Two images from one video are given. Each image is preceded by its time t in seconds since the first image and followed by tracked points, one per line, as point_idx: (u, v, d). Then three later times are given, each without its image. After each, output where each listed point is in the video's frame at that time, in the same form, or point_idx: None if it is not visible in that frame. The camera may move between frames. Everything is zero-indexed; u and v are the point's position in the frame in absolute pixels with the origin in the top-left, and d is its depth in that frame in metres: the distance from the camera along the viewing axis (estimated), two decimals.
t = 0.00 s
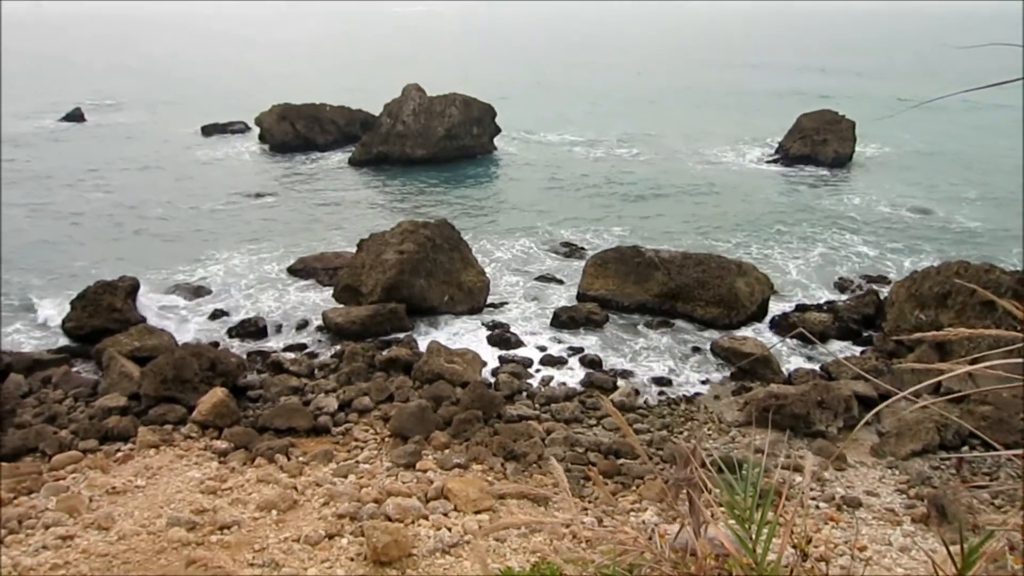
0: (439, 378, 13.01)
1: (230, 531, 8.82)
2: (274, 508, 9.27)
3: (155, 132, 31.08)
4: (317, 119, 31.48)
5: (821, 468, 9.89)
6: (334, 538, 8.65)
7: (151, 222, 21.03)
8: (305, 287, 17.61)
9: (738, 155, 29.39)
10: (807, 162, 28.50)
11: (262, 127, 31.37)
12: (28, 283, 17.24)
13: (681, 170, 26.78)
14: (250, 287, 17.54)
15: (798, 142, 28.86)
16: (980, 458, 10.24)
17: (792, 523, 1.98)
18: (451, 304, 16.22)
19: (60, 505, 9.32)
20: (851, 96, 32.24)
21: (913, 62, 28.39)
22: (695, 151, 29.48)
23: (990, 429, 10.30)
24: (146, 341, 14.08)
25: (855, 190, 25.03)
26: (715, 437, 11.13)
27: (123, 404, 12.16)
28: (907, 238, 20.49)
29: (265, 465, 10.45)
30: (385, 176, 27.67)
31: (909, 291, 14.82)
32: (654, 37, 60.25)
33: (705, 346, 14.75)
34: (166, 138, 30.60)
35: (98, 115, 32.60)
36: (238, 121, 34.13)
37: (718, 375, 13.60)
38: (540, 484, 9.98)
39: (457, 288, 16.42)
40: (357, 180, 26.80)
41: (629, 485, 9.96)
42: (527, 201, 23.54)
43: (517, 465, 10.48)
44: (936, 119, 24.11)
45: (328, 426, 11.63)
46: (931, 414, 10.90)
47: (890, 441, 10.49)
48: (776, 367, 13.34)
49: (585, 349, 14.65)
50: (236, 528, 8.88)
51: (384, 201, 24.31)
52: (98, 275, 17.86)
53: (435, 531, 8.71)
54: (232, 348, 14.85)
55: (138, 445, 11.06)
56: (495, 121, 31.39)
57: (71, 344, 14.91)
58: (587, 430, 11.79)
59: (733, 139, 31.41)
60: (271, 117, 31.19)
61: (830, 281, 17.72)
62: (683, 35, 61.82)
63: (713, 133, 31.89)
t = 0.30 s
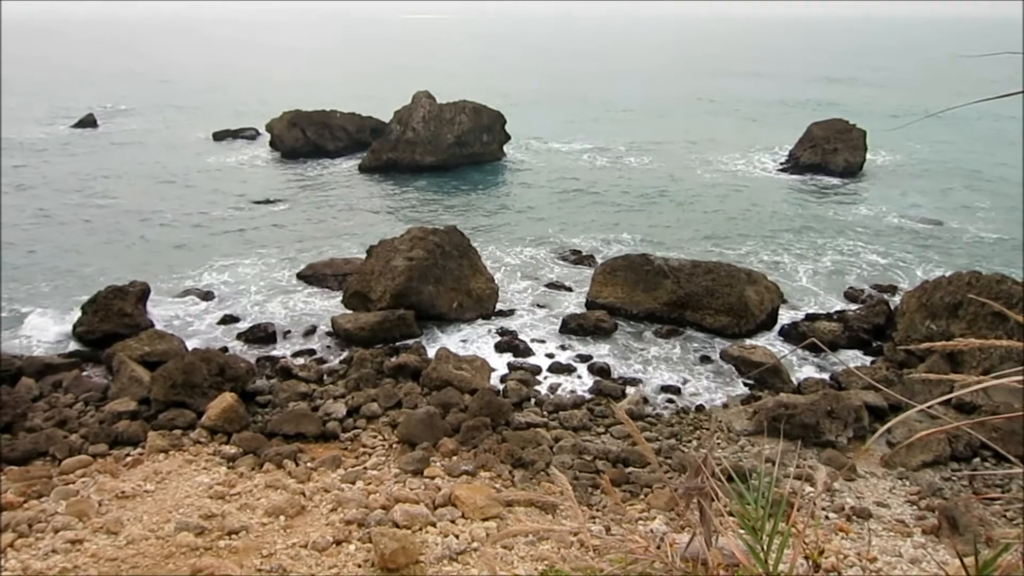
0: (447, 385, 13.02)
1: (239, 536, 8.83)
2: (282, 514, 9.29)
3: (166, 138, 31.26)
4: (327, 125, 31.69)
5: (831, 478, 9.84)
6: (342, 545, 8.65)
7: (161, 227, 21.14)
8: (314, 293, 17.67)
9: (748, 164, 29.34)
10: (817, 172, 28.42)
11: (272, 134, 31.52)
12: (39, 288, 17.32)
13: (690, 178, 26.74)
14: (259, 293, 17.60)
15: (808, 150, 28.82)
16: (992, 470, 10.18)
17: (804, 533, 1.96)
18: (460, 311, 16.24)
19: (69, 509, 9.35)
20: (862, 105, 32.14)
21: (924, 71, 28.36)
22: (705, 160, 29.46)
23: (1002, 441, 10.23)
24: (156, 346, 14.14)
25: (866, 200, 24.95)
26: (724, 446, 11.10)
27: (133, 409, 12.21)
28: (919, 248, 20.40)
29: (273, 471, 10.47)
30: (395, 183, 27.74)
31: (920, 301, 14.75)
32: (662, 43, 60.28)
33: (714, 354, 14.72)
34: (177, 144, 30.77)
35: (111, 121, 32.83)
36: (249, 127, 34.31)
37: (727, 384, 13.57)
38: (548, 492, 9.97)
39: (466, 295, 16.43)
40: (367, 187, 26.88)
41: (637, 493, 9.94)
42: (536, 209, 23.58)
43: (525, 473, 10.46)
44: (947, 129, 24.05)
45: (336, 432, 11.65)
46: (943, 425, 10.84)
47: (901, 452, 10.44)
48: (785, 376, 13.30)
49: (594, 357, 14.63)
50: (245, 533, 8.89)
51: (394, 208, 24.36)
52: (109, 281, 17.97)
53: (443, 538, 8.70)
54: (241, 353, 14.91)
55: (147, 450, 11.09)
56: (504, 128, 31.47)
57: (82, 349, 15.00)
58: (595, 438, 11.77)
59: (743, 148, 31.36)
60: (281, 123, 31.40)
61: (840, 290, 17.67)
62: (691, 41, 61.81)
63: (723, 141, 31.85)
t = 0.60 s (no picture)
0: (455, 391, 13.02)
1: (246, 540, 8.83)
2: (289, 517, 9.30)
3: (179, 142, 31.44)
4: (338, 130, 31.71)
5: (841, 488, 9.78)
6: (349, 549, 8.65)
7: (173, 230, 21.25)
8: (323, 297, 17.73)
9: (760, 171, 29.27)
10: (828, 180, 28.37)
11: (284, 139, 31.66)
12: (52, 290, 17.45)
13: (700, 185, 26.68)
14: (269, 296, 17.66)
15: (819, 158, 28.71)
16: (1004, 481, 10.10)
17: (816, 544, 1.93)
18: (469, 316, 16.26)
19: (79, 511, 9.39)
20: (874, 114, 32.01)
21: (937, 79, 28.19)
22: (715, 166, 29.40)
23: (1014, 453, 10.16)
24: (166, 348, 14.21)
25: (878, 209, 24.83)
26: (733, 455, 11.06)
27: (143, 411, 12.26)
28: (931, 258, 20.28)
29: (281, 474, 10.49)
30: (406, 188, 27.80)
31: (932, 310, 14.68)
32: (674, 50, 60.22)
33: (723, 362, 14.68)
34: (190, 148, 30.95)
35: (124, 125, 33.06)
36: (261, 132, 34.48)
37: (736, 392, 13.51)
38: (556, 499, 9.95)
39: (475, 301, 16.40)
40: (377, 191, 26.95)
41: (645, 501, 9.90)
42: (546, 215, 23.57)
43: (533, 479, 10.44)
44: (959, 138, 23.92)
45: (345, 437, 11.66)
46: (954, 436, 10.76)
47: (912, 463, 10.37)
48: (795, 385, 13.23)
49: (602, 364, 14.60)
50: (252, 537, 8.90)
51: (404, 213, 24.42)
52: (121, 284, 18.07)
53: (450, 544, 8.69)
54: (251, 357, 14.96)
55: (157, 452, 11.14)
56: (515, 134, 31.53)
57: (93, 351, 15.08)
58: (603, 445, 11.75)
59: (753, 155, 31.29)
60: (292, 127, 31.38)
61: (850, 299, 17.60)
62: (703, 48, 61.76)
63: (734, 148, 31.77)
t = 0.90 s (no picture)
0: (467, 397, 13.02)
1: (257, 545, 8.83)
2: (300, 523, 9.31)
3: (194, 148, 31.65)
4: (351, 138, 32.07)
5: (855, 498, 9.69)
6: (359, 556, 8.65)
7: (188, 236, 21.37)
8: (336, 304, 17.78)
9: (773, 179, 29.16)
10: (842, 185, 28.48)
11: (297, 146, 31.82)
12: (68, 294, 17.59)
13: (713, 192, 26.59)
14: (282, 302, 17.72)
15: (833, 164, 28.81)
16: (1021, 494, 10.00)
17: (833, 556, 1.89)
18: (481, 323, 16.27)
19: (92, 514, 9.42)
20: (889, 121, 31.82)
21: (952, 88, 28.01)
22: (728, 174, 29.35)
23: None
24: (180, 354, 14.28)
25: (893, 217, 24.68)
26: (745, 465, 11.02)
27: (156, 415, 12.33)
28: (946, 267, 20.15)
29: (293, 480, 10.51)
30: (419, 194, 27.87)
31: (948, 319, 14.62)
32: (689, 57, 60.06)
33: (736, 371, 14.63)
34: (204, 154, 31.17)
35: (141, 132, 33.36)
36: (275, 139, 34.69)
37: (749, 401, 13.46)
38: (567, 507, 9.91)
39: (487, 308, 16.42)
40: (390, 198, 27.05)
41: (657, 510, 9.85)
42: (558, 222, 23.54)
43: (544, 487, 10.40)
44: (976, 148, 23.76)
45: (356, 443, 11.68)
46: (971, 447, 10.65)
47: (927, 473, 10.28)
48: (809, 394, 13.17)
49: (614, 371, 14.57)
50: (263, 542, 8.90)
51: (417, 219, 24.47)
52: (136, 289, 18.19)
53: (460, 551, 8.67)
54: (263, 362, 15.03)
55: (169, 457, 11.19)
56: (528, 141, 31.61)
57: (107, 355, 15.19)
58: (615, 453, 11.71)
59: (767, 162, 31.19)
60: (306, 135, 31.78)
61: (865, 307, 17.51)
62: (718, 56, 61.61)
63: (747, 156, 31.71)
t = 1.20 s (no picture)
0: (479, 403, 13.03)
1: (269, 548, 8.86)
2: (312, 527, 9.33)
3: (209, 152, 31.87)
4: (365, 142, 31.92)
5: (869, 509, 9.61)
6: (370, 560, 8.66)
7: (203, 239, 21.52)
8: (349, 308, 17.85)
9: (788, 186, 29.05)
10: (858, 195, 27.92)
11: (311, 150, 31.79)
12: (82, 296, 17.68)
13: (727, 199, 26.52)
14: (295, 305, 17.68)
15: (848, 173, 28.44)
16: None
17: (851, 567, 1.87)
18: (493, 329, 16.29)
19: (105, 515, 9.48)
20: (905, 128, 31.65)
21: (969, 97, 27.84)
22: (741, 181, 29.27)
23: None
24: (194, 356, 14.37)
25: (909, 225, 24.54)
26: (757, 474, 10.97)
27: (170, 418, 12.40)
28: (962, 277, 20.02)
29: (305, 483, 10.55)
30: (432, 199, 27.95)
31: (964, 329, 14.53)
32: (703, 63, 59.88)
33: (749, 378, 14.57)
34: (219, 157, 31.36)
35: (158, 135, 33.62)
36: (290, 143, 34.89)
37: (762, 408, 13.42)
38: (578, 514, 9.88)
39: (499, 313, 16.46)
40: (404, 203, 27.14)
41: (669, 518, 9.82)
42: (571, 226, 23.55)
43: (555, 494, 10.38)
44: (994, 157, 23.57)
45: (368, 447, 11.71)
46: (986, 459, 10.56)
47: (942, 484, 10.18)
48: (823, 403, 13.10)
49: (626, 378, 14.53)
50: (275, 545, 8.93)
51: (430, 224, 24.55)
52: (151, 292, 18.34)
53: (471, 557, 8.67)
54: (277, 366, 15.10)
55: (183, 459, 11.26)
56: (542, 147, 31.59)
57: (122, 357, 15.32)
58: (627, 460, 11.69)
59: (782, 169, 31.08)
60: (321, 139, 31.60)
61: (880, 316, 17.42)
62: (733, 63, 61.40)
63: (762, 163, 31.63)
